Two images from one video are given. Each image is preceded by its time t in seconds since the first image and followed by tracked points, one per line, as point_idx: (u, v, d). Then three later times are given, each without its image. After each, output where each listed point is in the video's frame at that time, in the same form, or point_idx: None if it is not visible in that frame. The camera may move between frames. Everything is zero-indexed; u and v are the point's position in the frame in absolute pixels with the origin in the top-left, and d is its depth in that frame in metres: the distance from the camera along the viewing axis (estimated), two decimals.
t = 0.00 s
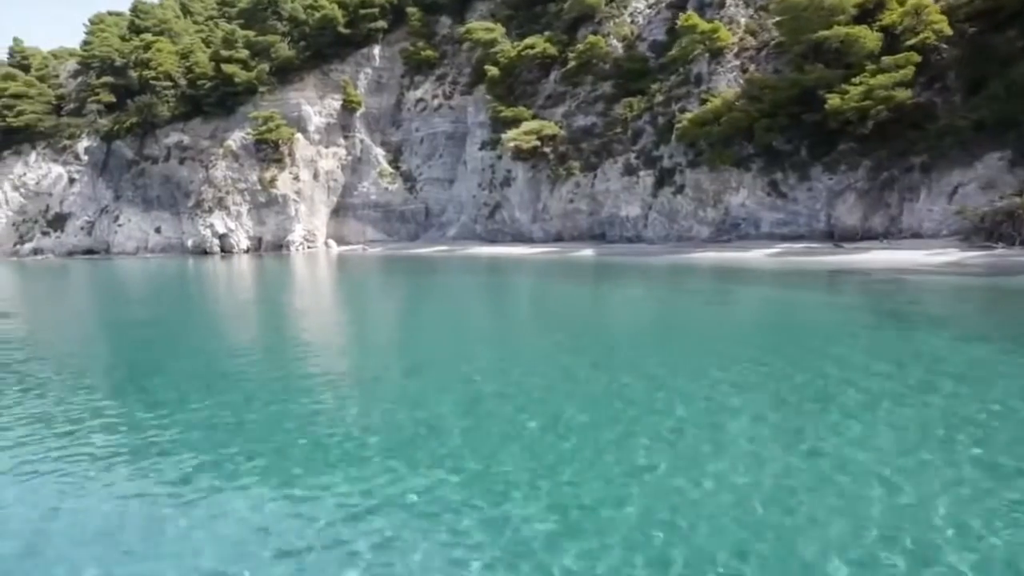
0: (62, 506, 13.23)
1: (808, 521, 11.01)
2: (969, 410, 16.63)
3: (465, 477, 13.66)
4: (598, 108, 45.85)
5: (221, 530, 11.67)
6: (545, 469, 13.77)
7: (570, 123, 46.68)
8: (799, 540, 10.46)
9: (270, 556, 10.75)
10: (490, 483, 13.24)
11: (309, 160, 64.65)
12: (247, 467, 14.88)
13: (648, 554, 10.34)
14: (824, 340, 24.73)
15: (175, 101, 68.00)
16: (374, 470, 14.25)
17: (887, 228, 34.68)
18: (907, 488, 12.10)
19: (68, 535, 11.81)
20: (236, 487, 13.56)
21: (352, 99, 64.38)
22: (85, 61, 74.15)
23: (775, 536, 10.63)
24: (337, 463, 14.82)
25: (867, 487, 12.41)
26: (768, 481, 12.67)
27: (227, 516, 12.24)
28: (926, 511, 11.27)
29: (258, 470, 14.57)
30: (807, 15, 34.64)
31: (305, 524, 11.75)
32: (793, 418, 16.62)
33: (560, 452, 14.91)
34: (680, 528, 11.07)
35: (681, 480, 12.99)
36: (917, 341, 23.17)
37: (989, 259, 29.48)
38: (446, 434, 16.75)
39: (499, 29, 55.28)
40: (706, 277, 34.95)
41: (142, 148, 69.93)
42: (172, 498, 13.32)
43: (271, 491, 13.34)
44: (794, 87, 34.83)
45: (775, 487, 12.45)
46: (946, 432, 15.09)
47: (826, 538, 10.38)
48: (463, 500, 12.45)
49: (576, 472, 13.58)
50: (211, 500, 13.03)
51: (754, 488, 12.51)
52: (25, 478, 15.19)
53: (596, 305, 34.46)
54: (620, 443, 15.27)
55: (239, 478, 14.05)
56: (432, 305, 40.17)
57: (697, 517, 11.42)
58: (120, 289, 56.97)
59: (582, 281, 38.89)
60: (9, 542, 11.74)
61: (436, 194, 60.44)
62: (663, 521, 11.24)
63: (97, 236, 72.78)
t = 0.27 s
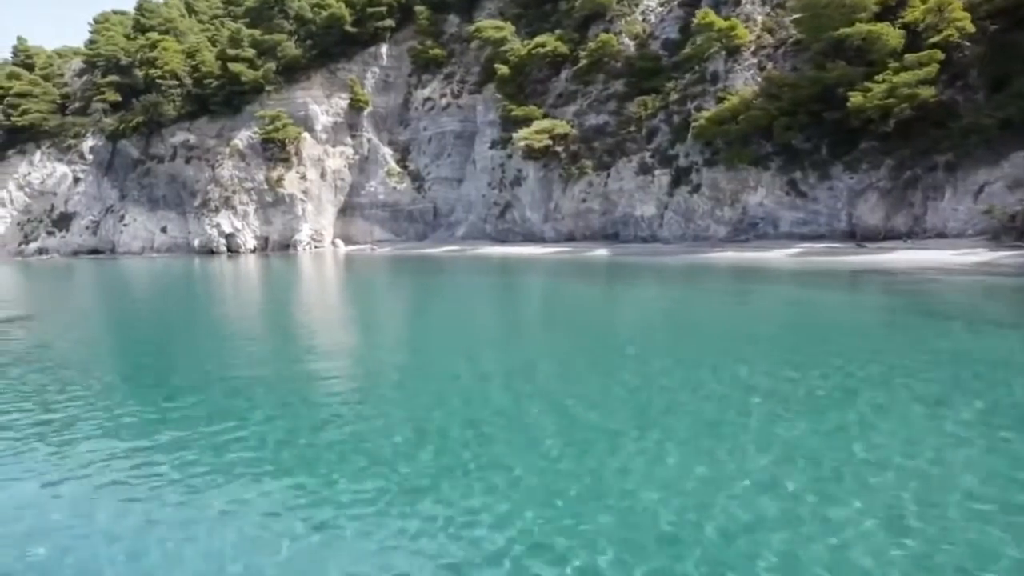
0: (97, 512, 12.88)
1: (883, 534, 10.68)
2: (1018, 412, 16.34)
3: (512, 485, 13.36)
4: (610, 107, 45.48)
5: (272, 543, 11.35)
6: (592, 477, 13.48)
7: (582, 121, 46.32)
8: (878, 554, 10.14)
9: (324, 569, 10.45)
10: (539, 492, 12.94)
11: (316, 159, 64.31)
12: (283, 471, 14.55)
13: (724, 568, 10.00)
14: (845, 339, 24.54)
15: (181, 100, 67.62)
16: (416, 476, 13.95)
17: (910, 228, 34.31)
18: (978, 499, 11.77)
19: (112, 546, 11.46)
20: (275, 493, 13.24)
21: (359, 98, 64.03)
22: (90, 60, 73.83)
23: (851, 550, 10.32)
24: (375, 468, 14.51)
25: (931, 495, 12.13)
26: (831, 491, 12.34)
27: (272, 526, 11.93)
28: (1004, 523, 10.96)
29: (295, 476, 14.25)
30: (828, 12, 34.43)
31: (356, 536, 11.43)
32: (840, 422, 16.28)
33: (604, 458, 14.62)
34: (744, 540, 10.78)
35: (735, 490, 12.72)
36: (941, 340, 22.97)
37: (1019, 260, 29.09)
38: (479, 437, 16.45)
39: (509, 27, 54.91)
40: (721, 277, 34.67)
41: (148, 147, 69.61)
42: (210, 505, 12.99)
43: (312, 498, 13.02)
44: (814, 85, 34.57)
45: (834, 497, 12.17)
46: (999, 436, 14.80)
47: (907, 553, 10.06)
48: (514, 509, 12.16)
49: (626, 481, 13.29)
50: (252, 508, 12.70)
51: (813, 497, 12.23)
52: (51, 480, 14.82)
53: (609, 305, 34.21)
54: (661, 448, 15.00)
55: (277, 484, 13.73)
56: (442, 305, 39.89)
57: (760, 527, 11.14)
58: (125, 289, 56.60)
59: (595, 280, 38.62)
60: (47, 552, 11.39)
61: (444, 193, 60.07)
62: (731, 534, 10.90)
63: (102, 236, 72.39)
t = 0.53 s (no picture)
0: (134, 514, 12.55)
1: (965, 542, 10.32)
2: None
3: (560, 485, 13.03)
4: (623, 105, 45.11)
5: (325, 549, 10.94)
6: (640, 477, 13.16)
7: (594, 120, 45.96)
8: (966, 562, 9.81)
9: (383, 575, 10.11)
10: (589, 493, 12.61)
11: (323, 159, 63.93)
12: (320, 473, 14.21)
13: None
14: (868, 339, 24.32)
15: (187, 99, 67.24)
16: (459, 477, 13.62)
17: (934, 227, 33.96)
18: None
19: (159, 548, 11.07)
20: (317, 494, 12.90)
21: (366, 97, 63.66)
22: (95, 59, 73.47)
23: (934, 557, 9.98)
24: (414, 467, 14.17)
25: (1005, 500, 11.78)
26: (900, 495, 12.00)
27: (321, 531, 11.57)
28: None
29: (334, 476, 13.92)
30: (849, 10, 34.26)
31: (408, 538, 11.12)
32: (890, 426, 15.91)
33: (648, 458, 14.30)
34: (812, 545, 10.48)
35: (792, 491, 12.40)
36: (966, 340, 22.77)
37: None
38: (513, 437, 16.12)
39: (518, 26, 54.54)
40: (737, 276, 34.38)
41: (153, 147, 69.26)
42: (250, 506, 12.65)
43: (356, 498, 12.69)
44: (835, 83, 34.34)
45: (898, 501, 11.87)
46: None
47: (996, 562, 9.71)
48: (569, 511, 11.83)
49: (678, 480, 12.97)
50: (295, 509, 12.37)
51: (873, 498, 11.91)
52: (80, 479, 14.46)
53: (624, 304, 33.96)
54: (707, 451, 14.67)
55: (317, 485, 13.39)
56: (453, 305, 39.59)
57: (828, 534, 10.82)
58: (130, 289, 56.22)
59: (608, 280, 38.32)
60: (88, 557, 11.04)
61: (452, 193, 59.69)
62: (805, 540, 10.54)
63: (106, 236, 71.98)
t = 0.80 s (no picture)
0: (168, 530, 12.21)
1: None
2: None
3: (603, 501, 12.73)
4: (633, 104, 44.76)
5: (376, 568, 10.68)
6: (685, 493, 12.85)
7: (604, 119, 45.67)
8: None
9: None
10: (635, 510, 12.29)
11: (328, 158, 63.58)
12: (355, 485, 13.90)
13: None
14: (888, 342, 24.16)
15: (191, 98, 66.90)
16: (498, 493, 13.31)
17: (955, 227, 33.70)
18: None
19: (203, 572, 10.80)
20: (355, 509, 12.58)
21: (371, 96, 63.29)
22: (98, 57, 73.03)
23: None
24: (450, 482, 13.86)
25: None
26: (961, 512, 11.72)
27: (365, 547, 11.28)
28: None
29: (368, 490, 13.59)
30: (868, 7, 33.93)
31: (456, 559, 10.81)
32: (936, 434, 15.64)
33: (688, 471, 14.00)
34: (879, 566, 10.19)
35: (844, 509, 12.09)
36: (988, 345, 22.63)
37: None
38: (544, 446, 15.85)
39: (526, 24, 54.17)
40: (751, 277, 34.15)
41: (157, 146, 68.91)
42: (287, 522, 12.32)
43: (396, 514, 12.38)
44: (854, 82, 34.09)
45: (959, 517, 11.61)
46: None
47: None
48: (617, 531, 11.51)
49: (724, 498, 12.65)
50: (333, 527, 12.04)
51: (929, 517, 11.64)
52: (105, 490, 14.10)
53: (635, 304, 33.71)
54: (749, 461, 14.39)
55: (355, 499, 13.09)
56: (462, 305, 39.36)
57: (896, 554, 10.51)
58: (135, 289, 55.85)
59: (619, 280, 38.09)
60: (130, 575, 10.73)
61: (459, 193, 59.39)
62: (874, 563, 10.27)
63: (110, 236, 71.62)
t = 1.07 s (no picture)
0: (211, 537, 11.78)
1: None
2: None
3: (659, 503, 12.35)
4: (646, 103, 44.37)
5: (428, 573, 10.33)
6: (742, 493, 12.48)
7: (616, 117, 45.32)
8: None
9: None
10: (695, 513, 11.90)
11: (335, 157, 63.17)
12: (395, 488, 13.54)
13: None
14: (914, 341, 23.93)
15: (197, 97, 66.84)
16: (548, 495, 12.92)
17: (981, 226, 33.26)
18: None
19: None
20: (402, 512, 12.18)
21: (378, 95, 62.89)
22: (103, 56, 72.74)
23: None
24: (496, 484, 13.48)
25: None
26: None
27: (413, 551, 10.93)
28: None
29: (412, 493, 13.19)
30: (891, 4, 33.63)
31: (517, 564, 10.42)
32: (987, 437, 15.24)
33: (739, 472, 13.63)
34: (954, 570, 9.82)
35: (911, 512, 11.70)
36: (1017, 344, 22.41)
37: None
38: (583, 446, 15.49)
39: (535, 22, 53.79)
40: (769, 276, 33.83)
41: (162, 145, 68.52)
42: (331, 526, 11.95)
43: (445, 517, 12.01)
44: (875, 80, 33.85)
45: None
46: None
47: None
48: (680, 534, 11.11)
49: (784, 500, 12.26)
50: (383, 531, 11.64)
51: (996, 520, 11.28)
52: (138, 497, 13.66)
53: (650, 305, 33.39)
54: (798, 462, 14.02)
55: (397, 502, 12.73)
56: (475, 305, 39.07)
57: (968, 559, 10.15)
58: (140, 290, 55.37)
59: (634, 279, 37.79)
60: None
61: (468, 192, 59.00)
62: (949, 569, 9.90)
63: (115, 235, 71.21)
